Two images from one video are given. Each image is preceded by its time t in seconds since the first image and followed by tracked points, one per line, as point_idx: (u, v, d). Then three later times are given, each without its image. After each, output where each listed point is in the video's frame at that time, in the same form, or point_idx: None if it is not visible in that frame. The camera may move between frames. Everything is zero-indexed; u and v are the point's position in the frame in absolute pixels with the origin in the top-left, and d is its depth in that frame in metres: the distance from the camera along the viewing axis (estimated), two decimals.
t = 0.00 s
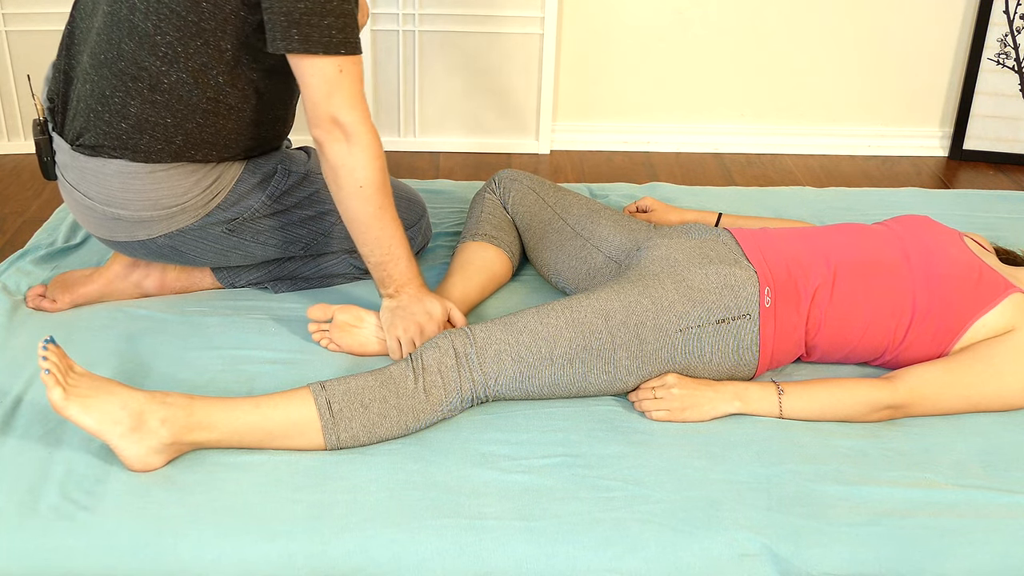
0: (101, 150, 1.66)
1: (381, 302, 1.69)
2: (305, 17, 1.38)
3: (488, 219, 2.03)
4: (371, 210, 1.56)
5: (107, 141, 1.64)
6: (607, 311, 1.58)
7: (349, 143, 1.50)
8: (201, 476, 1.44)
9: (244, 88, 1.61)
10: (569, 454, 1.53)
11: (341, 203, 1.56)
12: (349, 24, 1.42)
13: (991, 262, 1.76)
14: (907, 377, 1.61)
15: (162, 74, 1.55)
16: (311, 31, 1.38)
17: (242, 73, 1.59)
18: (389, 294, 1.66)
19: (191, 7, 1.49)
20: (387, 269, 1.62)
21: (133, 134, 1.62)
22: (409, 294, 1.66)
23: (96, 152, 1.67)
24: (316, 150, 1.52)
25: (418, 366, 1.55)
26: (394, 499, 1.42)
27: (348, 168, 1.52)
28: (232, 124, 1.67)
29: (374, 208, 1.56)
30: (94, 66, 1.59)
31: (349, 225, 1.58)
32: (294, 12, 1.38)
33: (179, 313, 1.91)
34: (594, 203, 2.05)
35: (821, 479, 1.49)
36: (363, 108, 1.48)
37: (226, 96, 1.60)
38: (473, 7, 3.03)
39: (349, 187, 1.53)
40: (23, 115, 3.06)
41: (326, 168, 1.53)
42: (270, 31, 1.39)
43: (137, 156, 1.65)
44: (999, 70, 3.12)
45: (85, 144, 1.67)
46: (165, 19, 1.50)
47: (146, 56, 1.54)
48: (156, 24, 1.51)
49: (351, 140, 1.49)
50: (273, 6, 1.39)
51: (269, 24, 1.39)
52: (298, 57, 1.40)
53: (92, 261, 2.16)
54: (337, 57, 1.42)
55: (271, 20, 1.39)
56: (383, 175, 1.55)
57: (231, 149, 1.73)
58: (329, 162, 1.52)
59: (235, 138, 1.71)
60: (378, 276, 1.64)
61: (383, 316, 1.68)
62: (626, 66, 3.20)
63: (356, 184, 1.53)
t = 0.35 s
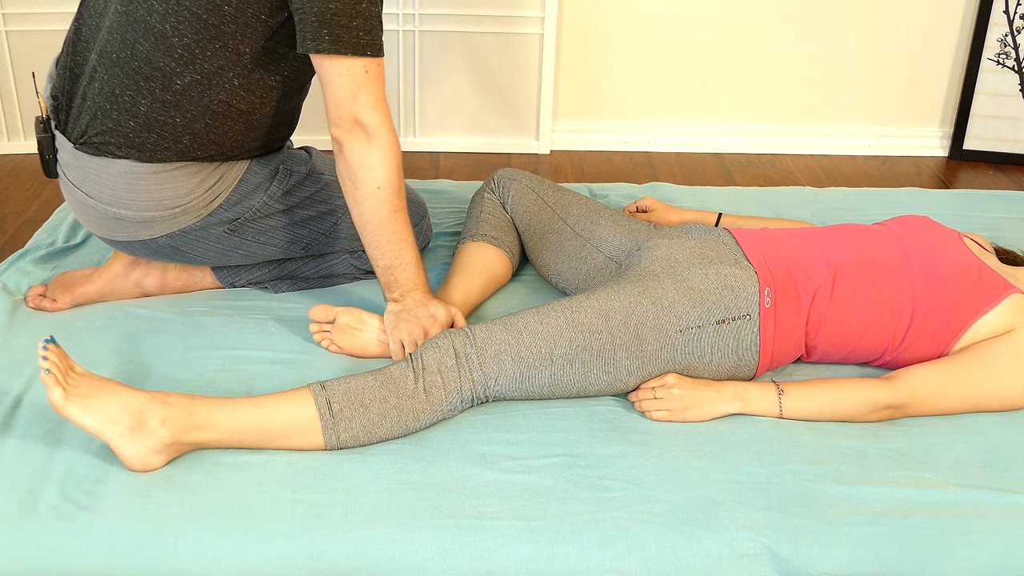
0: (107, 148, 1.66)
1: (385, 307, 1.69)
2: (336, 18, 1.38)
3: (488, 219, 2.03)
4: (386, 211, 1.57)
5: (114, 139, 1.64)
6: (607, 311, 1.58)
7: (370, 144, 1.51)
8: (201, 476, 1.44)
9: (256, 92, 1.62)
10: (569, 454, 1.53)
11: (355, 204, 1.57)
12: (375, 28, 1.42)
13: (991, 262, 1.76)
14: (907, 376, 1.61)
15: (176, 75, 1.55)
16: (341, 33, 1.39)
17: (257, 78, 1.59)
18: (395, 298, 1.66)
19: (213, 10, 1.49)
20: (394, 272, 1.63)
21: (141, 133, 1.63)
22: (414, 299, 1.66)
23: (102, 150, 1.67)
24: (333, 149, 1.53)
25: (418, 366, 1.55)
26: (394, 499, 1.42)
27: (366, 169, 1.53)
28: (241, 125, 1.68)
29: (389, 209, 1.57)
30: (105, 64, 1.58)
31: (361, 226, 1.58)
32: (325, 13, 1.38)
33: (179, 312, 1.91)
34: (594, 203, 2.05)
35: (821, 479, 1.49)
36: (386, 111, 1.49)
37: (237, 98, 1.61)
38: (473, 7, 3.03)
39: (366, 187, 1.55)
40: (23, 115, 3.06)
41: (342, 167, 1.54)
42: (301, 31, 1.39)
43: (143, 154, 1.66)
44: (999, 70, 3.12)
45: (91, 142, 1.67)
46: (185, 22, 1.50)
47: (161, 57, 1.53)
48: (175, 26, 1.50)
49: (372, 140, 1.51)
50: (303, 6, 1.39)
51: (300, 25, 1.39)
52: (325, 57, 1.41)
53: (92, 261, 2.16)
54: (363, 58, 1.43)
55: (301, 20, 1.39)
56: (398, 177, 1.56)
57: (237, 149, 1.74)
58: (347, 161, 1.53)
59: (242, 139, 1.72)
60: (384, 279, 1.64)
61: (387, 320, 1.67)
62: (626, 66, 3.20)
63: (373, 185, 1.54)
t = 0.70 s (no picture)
0: (105, 142, 1.65)
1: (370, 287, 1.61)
2: None
3: (488, 219, 2.03)
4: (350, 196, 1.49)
5: (111, 132, 1.64)
6: (607, 311, 1.58)
7: (320, 127, 1.43)
8: (201, 476, 1.44)
9: (248, 76, 1.61)
10: (568, 454, 1.53)
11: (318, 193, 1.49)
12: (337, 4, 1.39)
13: (991, 262, 1.76)
14: (907, 376, 1.61)
15: (167, 62, 1.55)
16: (300, 5, 1.35)
17: (247, 61, 1.59)
18: (380, 282, 1.59)
19: None
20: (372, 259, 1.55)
21: (138, 124, 1.62)
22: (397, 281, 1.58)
23: (100, 145, 1.66)
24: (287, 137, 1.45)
25: (418, 366, 1.55)
26: (394, 499, 1.42)
27: (320, 153, 1.45)
28: (236, 112, 1.67)
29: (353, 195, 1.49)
30: (100, 57, 1.58)
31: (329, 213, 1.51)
32: None
33: (179, 312, 1.91)
34: (594, 203, 2.05)
35: (821, 479, 1.49)
36: (333, 92, 1.42)
37: (230, 83, 1.60)
38: (473, 7, 3.03)
39: (323, 174, 1.46)
40: (23, 116, 3.06)
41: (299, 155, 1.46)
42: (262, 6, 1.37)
43: (141, 146, 1.65)
44: (999, 70, 3.12)
45: (89, 137, 1.66)
46: (172, 7, 1.50)
47: (151, 44, 1.53)
48: (163, 12, 1.50)
49: (322, 124, 1.42)
50: None
51: None
52: (280, 32, 1.37)
53: (92, 261, 2.16)
54: (317, 35, 1.38)
55: None
56: (358, 159, 1.48)
57: (235, 139, 1.73)
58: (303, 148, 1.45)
59: (239, 128, 1.71)
60: (363, 264, 1.56)
61: (376, 303, 1.62)
62: (626, 66, 3.20)
63: (330, 170, 1.46)
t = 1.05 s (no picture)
0: (106, 146, 1.66)
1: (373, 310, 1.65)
2: (322, 15, 1.39)
3: (489, 219, 2.03)
4: (368, 212, 1.54)
5: (113, 137, 1.64)
6: (607, 311, 1.58)
7: (352, 143, 1.49)
8: (201, 476, 1.44)
9: (251, 87, 1.62)
10: (568, 454, 1.53)
11: (337, 206, 1.55)
12: (361, 27, 1.43)
13: (991, 262, 1.76)
14: (907, 376, 1.61)
15: (172, 71, 1.55)
16: (326, 30, 1.39)
17: (251, 72, 1.59)
18: (383, 300, 1.63)
19: (207, 6, 1.49)
20: (380, 275, 1.60)
21: (140, 131, 1.62)
22: (402, 300, 1.63)
23: (102, 149, 1.67)
24: (315, 148, 1.51)
25: (418, 366, 1.55)
26: (394, 499, 1.42)
27: (348, 169, 1.51)
28: (238, 122, 1.68)
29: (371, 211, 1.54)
30: (103, 62, 1.58)
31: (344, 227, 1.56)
32: (311, 10, 1.38)
33: (179, 312, 1.91)
34: (594, 203, 2.05)
35: (820, 479, 1.49)
36: (367, 110, 1.48)
37: (234, 94, 1.61)
38: (473, 7, 3.03)
39: (347, 188, 1.52)
40: (23, 116, 3.06)
41: (325, 169, 1.52)
42: (286, 28, 1.39)
43: (142, 152, 1.65)
44: (999, 70, 3.12)
45: (90, 140, 1.67)
46: (179, 18, 1.50)
47: (156, 54, 1.53)
48: (170, 23, 1.50)
49: (354, 140, 1.49)
50: (290, 3, 1.39)
51: (285, 22, 1.40)
52: (309, 54, 1.41)
53: (92, 261, 2.16)
54: (348, 57, 1.43)
55: (287, 17, 1.39)
56: (382, 178, 1.54)
57: (235, 147, 1.74)
58: (329, 162, 1.51)
59: (240, 137, 1.72)
60: (370, 283, 1.61)
61: (375, 323, 1.65)
62: (626, 66, 3.20)
63: (356, 185, 1.52)
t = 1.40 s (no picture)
0: (103, 144, 1.66)
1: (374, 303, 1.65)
2: (303, 10, 1.37)
3: (489, 219, 2.03)
4: (361, 206, 1.54)
5: (109, 134, 1.64)
6: (607, 311, 1.58)
7: (337, 138, 1.48)
8: (201, 476, 1.44)
9: (245, 80, 1.61)
10: (569, 454, 1.53)
11: (329, 202, 1.55)
12: (345, 19, 1.41)
13: (991, 263, 1.76)
14: (907, 376, 1.61)
15: (166, 66, 1.54)
16: (308, 24, 1.38)
17: (243, 66, 1.59)
18: (383, 293, 1.62)
19: None
20: (379, 267, 1.59)
21: (136, 127, 1.62)
22: (403, 291, 1.62)
23: (99, 146, 1.66)
24: (303, 146, 1.50)
25: (419, 366, 1.55)
26: (394, 499, 1.42)
27: (335, 164, 1.50)
28: (233, 115, 1.67)
29: (363, 204, 1.54)
30: (97, 60, 1.58)
31: (338, 222, 1.56)
32: (293, 4, 1.37)
33: (180, 312, 1.91)
34: (594, 203, 2.06)
35: (821, 479, 1.49)
36: (351, 103, 1.46)
37: (228, 88, 1.60)
38: (473, 7, 3.03)
39: (337, 183, 1.52)
40: (23, 116, 3.06)
41: (313, 165, 1.52)
42: (268, 22, 1.38)
43: (139, 148, 1.65)
44: (999, 70, 3.12)
45: (87, 138, 1.66)
46: (170, 12, 1.50)
47: (149, 49, 1.53)
48: (162, 17, 1.50)
49: (339, 135, 1.48)
50: None
51: (268, 16, 1.39)
52: (291, 48, 1.39)
53: (93, 261, 2.16)
54: (330, 51, 1.41)
55: (269, 12, 1.38)
56: (371, 171, 1.53)
57: (231, 140, 1.73)
58: (317, 158, 1.50)
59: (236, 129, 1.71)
60: (370, 276, 1.60)
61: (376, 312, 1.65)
62: (625, 66, 3.20)
63: (345, 180, 1.52)
